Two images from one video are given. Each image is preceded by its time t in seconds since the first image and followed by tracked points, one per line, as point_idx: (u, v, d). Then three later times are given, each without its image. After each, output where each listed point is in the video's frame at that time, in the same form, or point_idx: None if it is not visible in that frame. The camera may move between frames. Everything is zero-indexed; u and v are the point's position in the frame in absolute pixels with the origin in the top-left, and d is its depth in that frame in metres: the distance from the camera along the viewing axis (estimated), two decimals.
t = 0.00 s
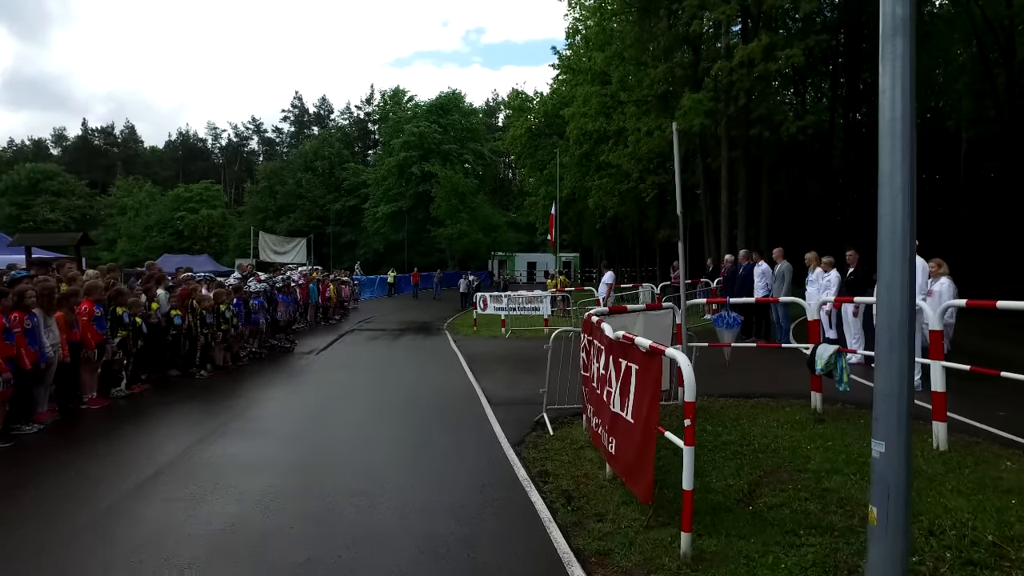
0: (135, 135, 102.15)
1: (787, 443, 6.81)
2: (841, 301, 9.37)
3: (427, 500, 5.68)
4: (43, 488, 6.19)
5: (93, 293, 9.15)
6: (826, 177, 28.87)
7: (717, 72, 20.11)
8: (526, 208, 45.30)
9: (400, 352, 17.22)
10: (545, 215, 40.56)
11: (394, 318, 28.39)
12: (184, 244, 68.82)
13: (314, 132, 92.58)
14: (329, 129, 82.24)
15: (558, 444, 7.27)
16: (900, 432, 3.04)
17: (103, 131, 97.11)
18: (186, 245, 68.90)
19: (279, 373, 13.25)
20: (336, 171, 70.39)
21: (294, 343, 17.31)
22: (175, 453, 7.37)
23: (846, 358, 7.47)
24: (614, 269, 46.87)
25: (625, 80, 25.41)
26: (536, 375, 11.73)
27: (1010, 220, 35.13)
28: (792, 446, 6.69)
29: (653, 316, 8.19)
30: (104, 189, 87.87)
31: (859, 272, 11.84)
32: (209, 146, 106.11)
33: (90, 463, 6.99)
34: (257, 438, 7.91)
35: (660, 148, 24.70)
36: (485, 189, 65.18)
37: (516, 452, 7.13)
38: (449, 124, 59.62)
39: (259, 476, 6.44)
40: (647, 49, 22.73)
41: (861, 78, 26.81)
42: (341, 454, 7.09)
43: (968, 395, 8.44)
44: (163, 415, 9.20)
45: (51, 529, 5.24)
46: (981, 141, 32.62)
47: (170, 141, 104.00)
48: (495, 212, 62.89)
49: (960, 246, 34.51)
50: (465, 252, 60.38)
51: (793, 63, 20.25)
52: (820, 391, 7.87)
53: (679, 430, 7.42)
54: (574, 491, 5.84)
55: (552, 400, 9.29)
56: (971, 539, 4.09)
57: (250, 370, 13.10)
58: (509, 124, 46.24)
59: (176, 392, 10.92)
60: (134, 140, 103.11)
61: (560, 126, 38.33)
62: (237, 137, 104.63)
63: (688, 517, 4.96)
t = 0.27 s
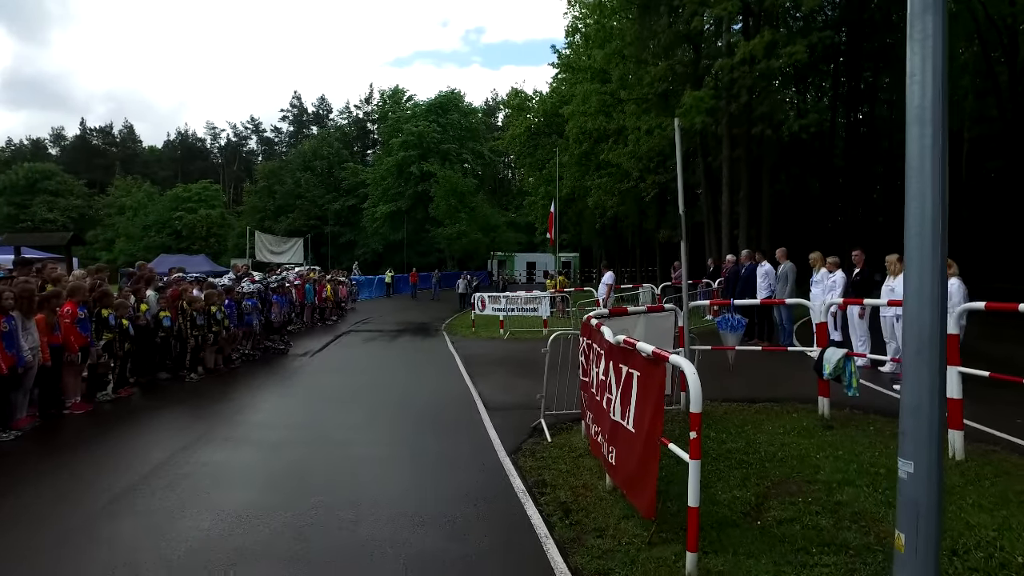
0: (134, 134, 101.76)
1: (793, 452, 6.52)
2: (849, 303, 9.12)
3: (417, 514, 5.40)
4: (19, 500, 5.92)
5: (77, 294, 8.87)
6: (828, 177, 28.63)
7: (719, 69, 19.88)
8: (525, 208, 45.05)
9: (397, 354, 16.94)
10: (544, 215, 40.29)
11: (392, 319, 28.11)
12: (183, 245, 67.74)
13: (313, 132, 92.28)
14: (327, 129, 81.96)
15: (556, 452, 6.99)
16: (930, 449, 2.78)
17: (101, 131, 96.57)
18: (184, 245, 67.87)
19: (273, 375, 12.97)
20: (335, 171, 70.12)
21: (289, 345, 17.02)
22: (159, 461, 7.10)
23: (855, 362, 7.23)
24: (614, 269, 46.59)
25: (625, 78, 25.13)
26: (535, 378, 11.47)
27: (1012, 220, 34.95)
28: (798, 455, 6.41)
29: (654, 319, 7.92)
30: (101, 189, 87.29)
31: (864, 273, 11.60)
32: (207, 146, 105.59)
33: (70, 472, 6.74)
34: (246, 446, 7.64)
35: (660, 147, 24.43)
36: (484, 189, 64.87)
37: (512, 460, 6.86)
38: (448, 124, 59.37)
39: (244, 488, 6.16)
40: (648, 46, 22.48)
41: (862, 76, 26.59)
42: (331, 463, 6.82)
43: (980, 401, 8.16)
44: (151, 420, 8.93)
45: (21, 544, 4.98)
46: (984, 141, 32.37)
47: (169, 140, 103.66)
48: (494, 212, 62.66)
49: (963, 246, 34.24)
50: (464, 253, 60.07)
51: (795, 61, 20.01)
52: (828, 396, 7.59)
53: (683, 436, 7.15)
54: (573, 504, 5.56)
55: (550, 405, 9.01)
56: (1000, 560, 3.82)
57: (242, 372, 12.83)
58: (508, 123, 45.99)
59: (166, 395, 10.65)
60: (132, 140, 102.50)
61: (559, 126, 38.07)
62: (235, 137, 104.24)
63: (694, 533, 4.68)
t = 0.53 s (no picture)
0: (131, 134, 101.25)
1: (803, 460, 6.24)
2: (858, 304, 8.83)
3: (412, 524, 5.15)
4: None
5: (60, 295, 8.58)
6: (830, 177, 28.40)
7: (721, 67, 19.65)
8: (524, 208, 44.78)
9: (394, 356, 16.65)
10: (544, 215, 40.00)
11: (389, 320, 27.82)
12: (181, 245, 67.01)
13: (311, 132, 91.98)
14: (326, 129, 81.65)
15: (556, 459, 6.74)
16: (970, 463, 2.60)
17: (100, 131, 96.03)
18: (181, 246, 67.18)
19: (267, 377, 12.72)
20: (334, 171, 69.83)
21: (284, 346, 16.73)
22: (144, 466, 6.85)
23: (866, 365, 6.97)
24: (613, 269, 46.31)
25: (625, 77, 24.85)
26: (534, 381, 11.23)
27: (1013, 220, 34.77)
28: (809, 463, 6.14)
29: (657, 320, 7.65)
30: (98, 190, 86.72)
31: (870, 273, 11.35)
32: (205, 146, 105.11)
33: (50, 479, 6.47)
34: (234, 452, 7.35)
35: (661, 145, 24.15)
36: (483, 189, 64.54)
37: (508, 468, 6.59)
38: (447, 124, 59.09)
39: (230, 497, 5.86)
40: (648, 44, 22.25)
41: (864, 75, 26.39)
42: (324, 469, 6.58)
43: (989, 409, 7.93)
44: (140, 424, 8.68)
45: None
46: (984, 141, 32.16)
47: (167, 140, 103.25)
48: (493, 212, 62.40)
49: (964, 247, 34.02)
50: (463, 253, 59.75)
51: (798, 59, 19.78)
52: (837, 402, 7.32)
53: (687, 443, 6.91)
54: (572, 515, 5.30)
55: (548, 410, 8.75)
56: None
57: (235, 374, 12.57)
58: (507, 123, 45.71)
59: (155, 398, 10.38)
60: (130, 139, 101.93)
61: (559, 125, 37.78)
62: (233, 137, 103.81)
63: (703, 547, 4.46)
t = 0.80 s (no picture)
0: (127, 135, 100.79)
1: (810, 471, 6.00)
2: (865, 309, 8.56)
3: (404, 542, 4.91)
4: None
5: (41, 300, 8.32)
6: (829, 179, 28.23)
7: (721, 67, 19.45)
8: (521, 210, 44.52)
9: (389, 360, 16.38)
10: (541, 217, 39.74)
11: (385, 323, 27.54)
12: (177, 246, 66.68)
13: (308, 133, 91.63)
14: (323, 130, 81.31)
15: (554, 470, 6.50)
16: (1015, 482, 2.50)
17: (96, 132, 95.48)
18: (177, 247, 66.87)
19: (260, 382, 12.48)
20: (330, 172, 69.52)
21: (277, 350, 16.44)
22: (129, 478, 6.61)
23: (876, 373, 6.73)
24: (611, 271, 46.05)
25: (623, 77, 24.62)
26: (532, 386, 10.99)
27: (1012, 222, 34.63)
28: (816, 475, 5.90)
29: (658, 326, 7.39)
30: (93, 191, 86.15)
31: (875, 276, 11.12)
32: (201, 148, 104.61)
33: (29, 493, 6.23)
34: (221, 463, 7.07)
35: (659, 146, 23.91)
36: (480, 191, 64.23)
37: (504, 480, 6.32)
38: (445, 125, 58.83)
39: (214, 514, 5.59)
40: (646, 44, 22.05)
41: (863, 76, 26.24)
42: (313, 481, 6.34)
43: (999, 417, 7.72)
44: (127, 432, 8.45)
45: None
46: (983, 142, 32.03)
47: (163, 141, 102.80)
48: (490, 214, 62.13)
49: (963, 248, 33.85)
50: (460, 255, 59.47)
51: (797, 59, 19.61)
52: (844, 409, 7.08)
53: (691, 454, 6.69)
54: (571, 532, 5.05)
55: (546, 417, 8.49)
56: None
57: (227, 379, 12.32)
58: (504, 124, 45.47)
59: (143, 404, 10.13)
60: (126, 141, 101.40)
61: (556, 126, 37.52)
62: (230, 138, 103.34)
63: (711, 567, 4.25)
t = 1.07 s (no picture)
0: (122, 136, 100.23)
1: (812, 481, 5.76)
2: (867, 313, 8.29)
3: (387, 559, 4.66)
4: None
5: (16, 303, 8.05)
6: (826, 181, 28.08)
7: (718, 66, 19.26)
8: (517, 212, 44.27)
9: (381, 363, 16.11)
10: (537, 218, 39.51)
11: (379, 325, 27.26)
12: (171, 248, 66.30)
13: (303, 135, 91.30)
14: (318, 131, 80.98)
15: (546, 479, 6.25)
16: None
17: (90, 134, 95.04)
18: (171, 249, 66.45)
19: (248, 386, 12.22)
20: (326, 174, 69.18)
21: (267, 353, 16.14)
22: (104, 487, 6.36)
23: (879, 378, 6.50)
24: (607, 273, 45.84)
25: (619, 78, 24.43)
26: (524, 390, 10.75)
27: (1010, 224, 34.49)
28: (818, 484, 5.67)
29: (655, 329, 7.14)
30: (87, 193, 85.52)
31: (876, 277, 10.90)
32: (196, 150, 104.16)
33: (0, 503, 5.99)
34: (201, 473, 6.79)
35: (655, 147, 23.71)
36: (475, 193, 64.01)
37: (495, 491, 6.07)
38: (440, 127, 58.57)
39: (190, 529, 5.30)
40: (642, 44, 21.91)
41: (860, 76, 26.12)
42: (296, 490, 6.09)
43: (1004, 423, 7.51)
44: (109, 438, 8.20)
45: None
46: (978, 144, 31.95)
47: (158, 143, 102.27)
48: (486, 216, 61.88)
49: (958, 251, 33.76)
50: (455, 257, 59.20)
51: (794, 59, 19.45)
52: (846, 416, 6.82)
53: (687, 465, 6.46)
54: (562, 548, 4.81)
55: (539, 423, 8.25)
56: None
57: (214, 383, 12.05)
58: (500, 125, 45.23)
59: (125, 408, 9.86)
60: (120, 142, 100.84)
61: (552, 127, 37.31)
62: (225, 140, 102.90)
63: None
